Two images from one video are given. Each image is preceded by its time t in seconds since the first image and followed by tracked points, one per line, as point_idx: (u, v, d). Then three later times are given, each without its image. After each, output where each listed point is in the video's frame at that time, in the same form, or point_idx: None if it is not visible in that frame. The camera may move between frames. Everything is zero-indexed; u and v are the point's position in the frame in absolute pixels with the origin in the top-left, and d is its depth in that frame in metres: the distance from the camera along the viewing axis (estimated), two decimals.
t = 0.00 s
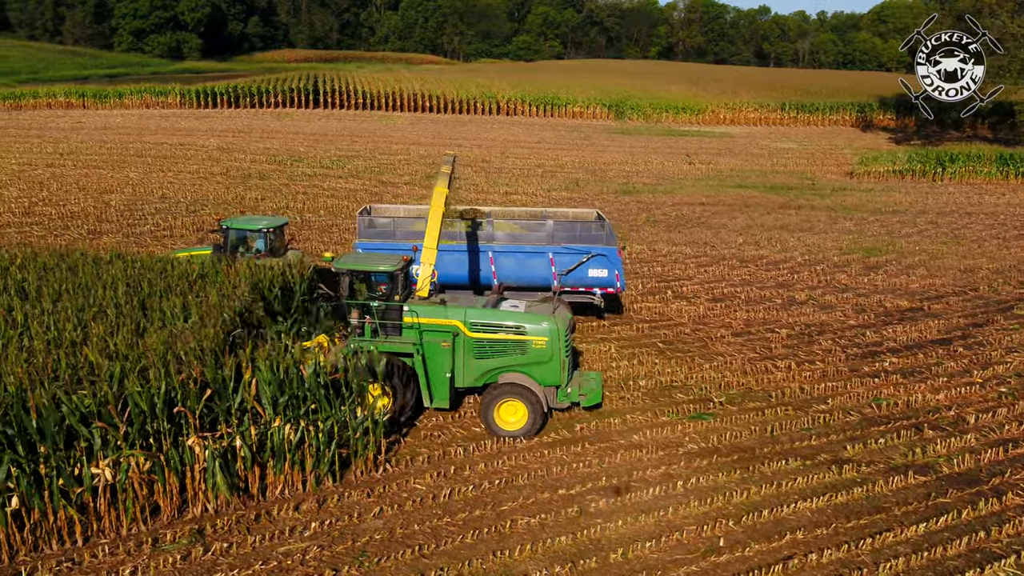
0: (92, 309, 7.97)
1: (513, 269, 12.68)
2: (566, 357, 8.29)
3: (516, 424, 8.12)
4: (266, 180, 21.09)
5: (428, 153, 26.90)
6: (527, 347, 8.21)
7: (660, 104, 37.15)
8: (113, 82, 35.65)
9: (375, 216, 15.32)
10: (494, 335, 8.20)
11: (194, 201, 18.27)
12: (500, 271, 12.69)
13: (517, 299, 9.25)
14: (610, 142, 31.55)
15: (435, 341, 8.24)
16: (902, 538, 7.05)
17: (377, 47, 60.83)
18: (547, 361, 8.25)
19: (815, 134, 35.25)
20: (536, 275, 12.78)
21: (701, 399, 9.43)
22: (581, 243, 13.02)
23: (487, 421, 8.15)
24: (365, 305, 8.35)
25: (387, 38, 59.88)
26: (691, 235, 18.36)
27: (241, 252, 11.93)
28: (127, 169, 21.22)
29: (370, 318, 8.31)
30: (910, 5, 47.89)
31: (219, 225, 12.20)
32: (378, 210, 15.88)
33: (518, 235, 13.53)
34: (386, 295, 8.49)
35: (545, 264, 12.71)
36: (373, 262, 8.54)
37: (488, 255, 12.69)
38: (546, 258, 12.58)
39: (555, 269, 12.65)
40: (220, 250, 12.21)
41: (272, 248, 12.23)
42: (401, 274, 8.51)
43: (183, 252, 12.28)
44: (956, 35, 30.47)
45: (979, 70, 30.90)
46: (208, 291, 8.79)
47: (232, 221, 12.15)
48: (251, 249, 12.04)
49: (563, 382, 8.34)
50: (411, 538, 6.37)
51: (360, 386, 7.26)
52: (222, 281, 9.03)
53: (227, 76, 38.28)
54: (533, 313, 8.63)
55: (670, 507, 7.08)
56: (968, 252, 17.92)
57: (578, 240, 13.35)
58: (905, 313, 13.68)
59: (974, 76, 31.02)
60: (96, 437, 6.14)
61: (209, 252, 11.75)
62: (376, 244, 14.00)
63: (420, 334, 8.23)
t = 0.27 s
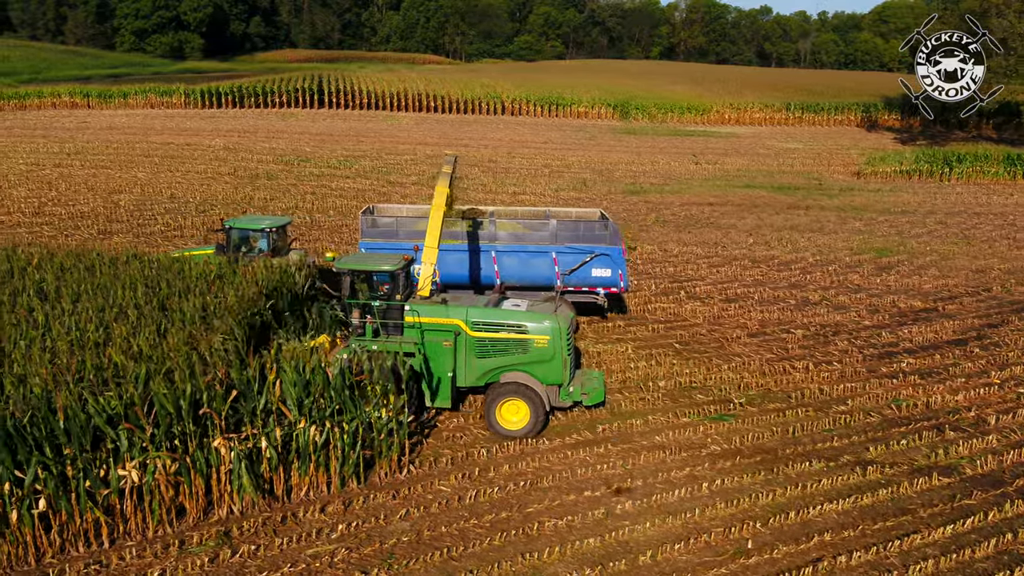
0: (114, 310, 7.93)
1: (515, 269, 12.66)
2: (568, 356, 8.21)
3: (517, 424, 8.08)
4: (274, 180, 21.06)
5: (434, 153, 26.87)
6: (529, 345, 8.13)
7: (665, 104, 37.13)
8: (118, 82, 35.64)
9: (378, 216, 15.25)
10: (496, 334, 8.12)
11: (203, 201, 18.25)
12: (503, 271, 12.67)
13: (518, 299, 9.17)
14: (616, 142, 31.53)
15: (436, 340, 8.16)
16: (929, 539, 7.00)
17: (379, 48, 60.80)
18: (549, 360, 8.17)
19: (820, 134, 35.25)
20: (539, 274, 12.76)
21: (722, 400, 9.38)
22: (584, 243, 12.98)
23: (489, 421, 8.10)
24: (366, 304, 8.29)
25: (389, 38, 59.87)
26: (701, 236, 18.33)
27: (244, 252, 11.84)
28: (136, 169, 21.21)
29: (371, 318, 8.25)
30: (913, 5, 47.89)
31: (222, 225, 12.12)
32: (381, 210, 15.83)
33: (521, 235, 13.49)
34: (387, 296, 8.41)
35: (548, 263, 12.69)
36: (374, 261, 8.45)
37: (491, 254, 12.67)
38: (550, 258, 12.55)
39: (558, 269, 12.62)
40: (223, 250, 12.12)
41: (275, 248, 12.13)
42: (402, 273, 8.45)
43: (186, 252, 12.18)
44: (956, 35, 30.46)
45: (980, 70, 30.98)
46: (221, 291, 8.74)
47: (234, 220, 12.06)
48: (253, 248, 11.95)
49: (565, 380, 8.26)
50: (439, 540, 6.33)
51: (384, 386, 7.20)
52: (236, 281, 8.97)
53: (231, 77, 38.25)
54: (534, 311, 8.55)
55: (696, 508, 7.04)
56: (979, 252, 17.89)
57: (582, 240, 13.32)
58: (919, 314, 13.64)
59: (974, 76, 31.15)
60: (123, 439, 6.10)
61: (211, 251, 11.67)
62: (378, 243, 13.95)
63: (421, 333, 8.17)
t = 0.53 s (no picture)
0: (135, 310, 7.89)
1: (519, 268, 12.67)
2: (570, 354, 8.21)
3: (520, 422, 8.01)
4: (282, 180, 21.01)
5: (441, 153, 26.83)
6: (531, 343, 8.14)
7: (669, 104, 37.09)
8: (122, 81, 35.61)
9: (380, 216, 15.23)
10: (497, 333, 8.13)
11: (211, 201, 18.21)
12: (506, 270, 12.68)
13: (520, 298, 9.19)
14: (622, 142, 31.49)
15: (438, 339, 8.19)
16: (958, 541, 6.94)
17: (381, 47, 60.76)
18: (551, 358, 8.17)
19: (825, 134, 35.25)
20: (542, 274, 12.77)
21: (742, 401, 9.34)
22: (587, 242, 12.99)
23: (491, 419, 8.02)
24: (367, 304, 8.30)
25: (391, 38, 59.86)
26: (711, 236, 18.29)
27: (247, 252, 11.82)
28: (143, 169, 21.17)
29: (373, 318, 8.26)
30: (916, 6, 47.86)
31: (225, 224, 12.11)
32: (384, 209, 15.81)
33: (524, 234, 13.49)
34: (389, 295, 8.42)
35: (551, 263, 12.70)
36: (375, 261, 8.43)
37: (494, 253, 12.68)
38: (552, 257, 12.57)
39: (561, 268, 12.64)
40: (225, 249, 12.11)
41: (278, 248, 12.11)
42: (402, 273, 8.46)
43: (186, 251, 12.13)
44: (956, 35, 30.39)
45: (979, 70, 31.08)
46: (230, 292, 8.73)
47: (237, 220, 12.05)
48: (256, 248, 11.92)
49: (567, 379, 8.26)
50: (467, 542, 6.29)
51: (411, 387, 7.15)
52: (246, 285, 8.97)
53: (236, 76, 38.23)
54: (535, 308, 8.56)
55: (723, 510, 7.00)
56: (990, 252, 17.84)
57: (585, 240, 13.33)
58: (934, 314, 13.59)
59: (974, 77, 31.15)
60: (150, 439, 6.07)
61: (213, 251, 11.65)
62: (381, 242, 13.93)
63: (422, 333, 8.20)
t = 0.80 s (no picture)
0: (158, 311, 7.85)
1: (523, 267, 12.65)
2: (573, 353, 8.21)
3: (524, 421, 7.97)
4: (290, 180, 20.97)
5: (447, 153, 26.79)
6: (534, 342, 8.14)
7: (674, 104, 37.05)
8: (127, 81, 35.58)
9: (384, 215, 15.18)
10: (500, 331, 8.17)
11: (220, 201, 18.16)
12: (510, 269, 12.66)
13: (523, 296, 9.20)
14: (628, 142, 31.46)
15: (442, 338, 8.28)
16: (986, 542, 6.89)
17: (383, 47, 60.74)
18: (555, 357, 8.16)
19: (830, 134, 35.24)
20: (545, 273, 12.75)
21: (762, 402, 9.31)
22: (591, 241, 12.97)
23: (495, 417, 7.99)
24: (371, 303, 8.35)
25: (393, 38, 59.82)
26: (722, 236, 18.25)
27: (250, 252, 11.87)
28: (151, 169, 21.13)
29: (376, 317, 8.35)
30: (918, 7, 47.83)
31: (226, 223, 12.14)
32: (387, 207, 15.79)
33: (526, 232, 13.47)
34: (391, 294, 8.42)
35: (554, 262, 12.68)
36: (379, 260, 8.45)
37: (498, 252, 12.65)
38: (556, 256, 12.54)
39: (564, 267, 12.61)
40: (227, 247, 12.15)
41: (280, 247, 12.16)
42: (405, 271, 8.47)
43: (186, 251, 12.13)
44: (956, 35, 30.45)
45: (980, 70, 31.10)
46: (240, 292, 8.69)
47: (238, 219, 12.06)
48: (259, 248, 11.98)
49: (571, 377, 8.25)
50: (495, 543, 6.25)
51: (434, 387, 7.13)
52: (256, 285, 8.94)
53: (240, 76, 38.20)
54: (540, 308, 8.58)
55: (750, 511, 6.96)
56: (1000, 252, 17.81)
57: (589, 239, 13.29)
58: (948, 315, 13.55)
59: (974, 76, 31.12)
60: (179, 440, 6.03)
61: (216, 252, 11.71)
62: (385, 242, 13.92)
63: (426, 332, 8.29)
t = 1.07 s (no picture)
0: (178, 313, 7.80)
1: (526, 267, 12.62)
2: (578, 351, 8.19)
3: (528, 420, 8.02)
4: (299, 180, 20.94)
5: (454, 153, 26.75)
6: (539, 341, 8.09)
7: (679, 104, 36.99)
8: (132, 81, 35.57)
9: (387, 216, 15.12)
10: (506, 330, 8.10)
11: (230, 201, 18.13)
12: (513, 269, 12.62)
13: (527, 296, 9.13)
14: (633, 142, 31.41)
15: (446, 337, 8.17)
16: (1016, 544, 6.84)
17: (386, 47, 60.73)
18: (559, 356, 8.14)
19: (835, 134, 35.22)
20: (549, 273, 12.70)
21: (784, 403, 9.27)
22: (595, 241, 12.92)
23: (500, 415, 8.05)
24: (375, 302, 8.19)
25: (395, 39, 59.84)
26: (732, 236, 18.20)
27: (253, 251, 11.91)
28: (159, 169, 21.09)
29: (381, 316, 8.19)
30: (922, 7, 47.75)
31: (231, 222, 12.19)
32: (391, 207, 15.75)
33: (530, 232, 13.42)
34: (396, 293, 8.28)
35: (558, 262, 12.63)
36: (384, 259, 8.30)
37: (501, 252, 12.64)
38: (559, 256, 12.49)
39: (568, 267, 12.56)
40: (231, 246, 12.21)
41: (284, 247, 12.19)
42: (409, 270, 8.30)
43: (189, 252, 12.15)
44: (957, 35, 29.97)
45: (980, 69, 31.00)
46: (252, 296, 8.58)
47: (242, 218, 12.11)
48: (262, 247, 12.03)
49: (576, 376, 8.23)
50: (525, 545, 6.21)
51: (461, 388, 7.07)
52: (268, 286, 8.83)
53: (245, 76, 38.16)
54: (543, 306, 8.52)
55: (778, 513, 6.92)
56: (1012, 252, 17.77)
57: (593, 238, 13.22)
58: (962, 315, 13.50)
59: (974, 77, 30.99)
60: (208, 441, 5.99)
61: (219, 251, 11.75)
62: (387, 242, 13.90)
63: (430, 332, 8.16)
